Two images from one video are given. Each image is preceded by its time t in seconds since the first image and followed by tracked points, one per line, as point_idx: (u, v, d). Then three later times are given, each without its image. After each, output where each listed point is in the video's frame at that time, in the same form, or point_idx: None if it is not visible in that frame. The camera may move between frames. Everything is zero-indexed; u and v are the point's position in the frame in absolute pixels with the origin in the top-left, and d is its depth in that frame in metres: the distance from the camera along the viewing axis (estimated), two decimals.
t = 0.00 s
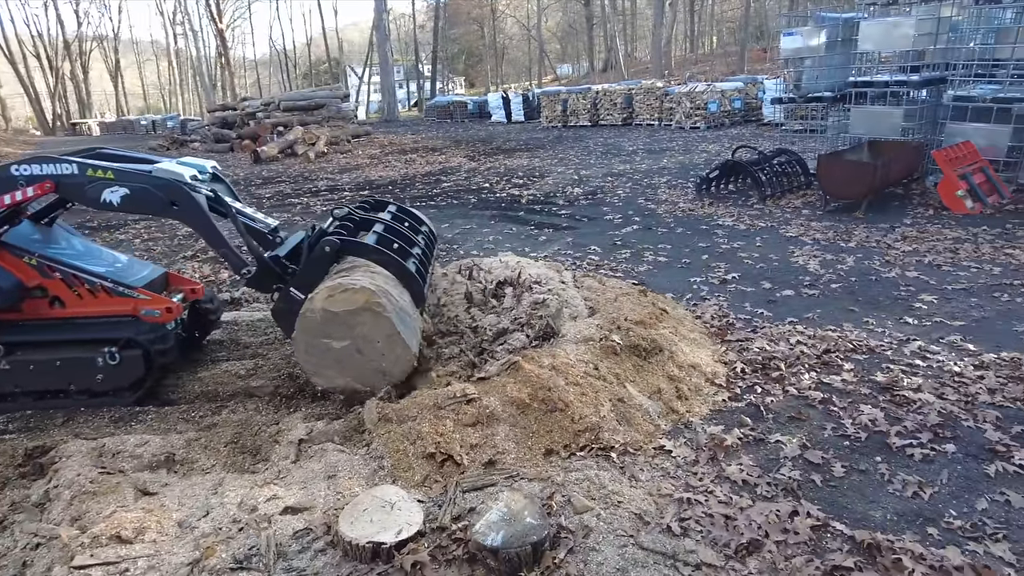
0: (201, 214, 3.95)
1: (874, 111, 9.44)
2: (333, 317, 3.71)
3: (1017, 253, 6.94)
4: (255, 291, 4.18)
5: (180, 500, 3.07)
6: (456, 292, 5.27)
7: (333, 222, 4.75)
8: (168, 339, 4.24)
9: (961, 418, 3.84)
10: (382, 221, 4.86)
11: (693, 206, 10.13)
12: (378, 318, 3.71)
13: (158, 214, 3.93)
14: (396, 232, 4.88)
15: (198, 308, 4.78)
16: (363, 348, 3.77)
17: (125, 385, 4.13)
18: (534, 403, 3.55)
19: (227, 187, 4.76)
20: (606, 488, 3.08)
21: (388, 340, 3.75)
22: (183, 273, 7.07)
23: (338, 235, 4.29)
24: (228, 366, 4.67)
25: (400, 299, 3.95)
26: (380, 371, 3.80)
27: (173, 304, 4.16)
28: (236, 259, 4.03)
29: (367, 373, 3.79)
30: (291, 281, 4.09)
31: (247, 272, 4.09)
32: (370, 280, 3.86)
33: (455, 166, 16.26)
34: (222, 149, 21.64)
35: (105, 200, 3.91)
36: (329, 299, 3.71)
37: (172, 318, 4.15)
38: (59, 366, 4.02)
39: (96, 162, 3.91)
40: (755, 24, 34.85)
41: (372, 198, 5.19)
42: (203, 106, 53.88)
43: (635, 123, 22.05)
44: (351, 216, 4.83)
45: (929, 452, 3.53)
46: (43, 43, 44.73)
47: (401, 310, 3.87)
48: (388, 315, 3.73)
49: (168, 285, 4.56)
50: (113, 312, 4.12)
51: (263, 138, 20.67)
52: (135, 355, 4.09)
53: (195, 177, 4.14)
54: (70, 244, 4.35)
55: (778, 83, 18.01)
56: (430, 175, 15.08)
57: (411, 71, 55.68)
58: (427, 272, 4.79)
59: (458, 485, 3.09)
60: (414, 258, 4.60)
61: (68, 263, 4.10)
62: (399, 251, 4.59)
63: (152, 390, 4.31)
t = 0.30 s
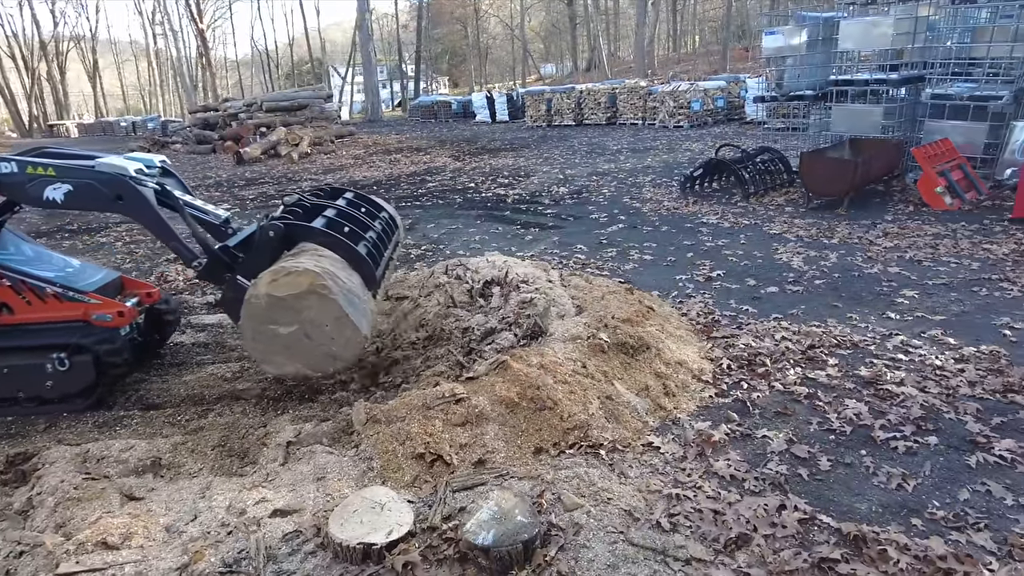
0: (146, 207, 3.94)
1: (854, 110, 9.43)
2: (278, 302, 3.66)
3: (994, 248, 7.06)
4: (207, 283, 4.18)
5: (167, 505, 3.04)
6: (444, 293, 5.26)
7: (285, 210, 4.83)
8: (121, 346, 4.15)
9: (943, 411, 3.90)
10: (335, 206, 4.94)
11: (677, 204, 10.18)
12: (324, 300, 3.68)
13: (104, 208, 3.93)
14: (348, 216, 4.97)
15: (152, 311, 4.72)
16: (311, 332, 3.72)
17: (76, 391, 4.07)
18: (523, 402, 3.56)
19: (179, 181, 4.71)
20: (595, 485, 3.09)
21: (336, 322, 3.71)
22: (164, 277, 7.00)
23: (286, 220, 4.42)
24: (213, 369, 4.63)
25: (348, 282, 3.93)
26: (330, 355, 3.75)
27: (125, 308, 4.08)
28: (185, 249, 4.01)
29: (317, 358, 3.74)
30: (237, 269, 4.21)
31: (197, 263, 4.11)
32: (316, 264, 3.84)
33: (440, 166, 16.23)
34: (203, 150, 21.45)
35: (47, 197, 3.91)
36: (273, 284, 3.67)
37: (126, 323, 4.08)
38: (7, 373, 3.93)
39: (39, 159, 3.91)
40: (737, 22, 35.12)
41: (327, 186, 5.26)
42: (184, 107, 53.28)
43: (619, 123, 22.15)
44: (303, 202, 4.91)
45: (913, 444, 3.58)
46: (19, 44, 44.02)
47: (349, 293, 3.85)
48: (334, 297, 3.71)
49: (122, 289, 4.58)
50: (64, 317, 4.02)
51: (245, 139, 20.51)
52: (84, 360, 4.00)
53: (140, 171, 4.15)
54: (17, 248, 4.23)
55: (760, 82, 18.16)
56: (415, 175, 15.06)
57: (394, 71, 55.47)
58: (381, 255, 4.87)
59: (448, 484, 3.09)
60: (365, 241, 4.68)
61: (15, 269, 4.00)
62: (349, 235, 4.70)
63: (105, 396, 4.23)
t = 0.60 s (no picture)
0: (99, 203, 4.08)
1: (843, 107, 9.46)
2: (228, 294, 3.70)
3: (981, 244, 7.14)
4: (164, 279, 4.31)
5: (162, 506, 3.02)
6: (439, 293, 5.25)
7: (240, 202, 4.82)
8: (78, 353, 4.08)
9: (934, 405, 3.94)
10: (292, 199, 4.94)
11: (668, 203, 10.22)
12: (272, 291, 3.72)
13: (56, 205, 4.05)
14: (305, 208, 4.95)
15: (112, 315, 4.65)
16: (263, 323, 3.75)
17: (28, 397, 4.02)
18: (519, 400, 3.56)
19: (135, 177, 4.77)
20: (592, 482, 3.11)
21: (286, 313, 3.76)
22: (153, 278, 6.94)
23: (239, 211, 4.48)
24: (206, 370, 4.60)
25: (299, 273, 3.97)
26: (282, 346, 3.78)
27: (81, 312, 3.98)
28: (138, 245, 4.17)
29: (269, 349, 3.78)
30: (189, 262, 4.32)
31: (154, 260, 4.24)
32: (265, 256, 3.88)
33: (430, 166, 16.20)
34: (191, 151, 21.30)
35: None
36: (222, 276, 3.71)
37: (81, 327, 3.98)
38: None
39: None
40: (725, 22, 35.31)
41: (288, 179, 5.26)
42: (170, 108, 52.84)
43: (609, 122, 22.21)
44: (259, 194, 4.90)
45: (905, 438, 3.62)
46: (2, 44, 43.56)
47: (300, 284, 3.89)
48: (284, 287, 3.74)
49: (82, 294, 4.40)
50: (17, 322, 3.90)
51: (233, 139, 20.38)
52: (38, 366, 3.95)
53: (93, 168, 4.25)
54: None
55: (749, 81, 18.25)
56: (406, 175, 15.03)
57: (383, 70, 55.29)
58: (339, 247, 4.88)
59: (445, 483, 3.08)
60: (321, 233, 4.69)
61: None
62: (305, 227, 4.69)
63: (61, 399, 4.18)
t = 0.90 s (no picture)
0: (59, 203, 4.17)
1: (839, 106, 9.52)
2: (186, 294, 3.68)
3: (979, 241, 7.19)
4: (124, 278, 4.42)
5: (171, 502, 3.03)
6: (443, 291, 5.27)
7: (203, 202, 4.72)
8: (41, 353, 4.17)
9: (934, 400, 3.98)
10: (257, 198, 4.83)
11: (666, 201, 10.25)
12: (231, 292, 3.69)
13: (18, 205, 4.15)
14: (270, 208, 4.83)
15: (80, 315, 4.69)
16: (220, 324, 3.74)
17: None
18: (525, 396, 3.59)
19: (101, 177, 5.00)
20: (599, 476, 3.13)
21: (244, 314, 3.73)
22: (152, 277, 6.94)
23: (201, 211, 4.42)
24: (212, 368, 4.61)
25: (260, 273, 3.91)
26: (240, 347, 3.77)
27: (46, 313, 4.00)
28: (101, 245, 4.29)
29: (227, 349, 3.77)
30: (150, 262, 4.40)
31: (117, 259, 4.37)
32: (225, 255, 3.83)
33: (428, 164, 16.21)
34: (187, 149, 21.25)
35: None
36: (180, 277, 3.68)
37: (45, 327, 3.99)
38: None
39: None
40: (721, 21, 35.36)
41: (255, 179, 5.17)
42: (165, 106, 52.61)
43: (606, 121, 22.24)
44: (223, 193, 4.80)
45: (907, 433, 3.65)
46: None
47: (260, 284, 3.85)
48: (242, 288, 3.71)
49: (48, 294, 4.35)
50: None
51: (230, 138, 20.35)
52: None
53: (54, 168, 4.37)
54: None
55: (746, 80, 18.28)
56: (404, 174, 15.03)
57: (379, 69, 55.22)
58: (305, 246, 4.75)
59: (453, 478, 3.10)
60: (285, 232, 4.56)
61: None
62: (268, 226, 4.56)
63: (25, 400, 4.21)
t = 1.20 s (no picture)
0: (40, 203, 4.37)
1: (845, 110, 9.68)
2: (162, 296, 3.72)
3: (986, 244, 7.22)
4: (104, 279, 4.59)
5: (194, 495, 3.08)
6: (456, 289, 5.32)
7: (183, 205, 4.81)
8: (22, 351, 4.24)
9: (944, 400, 4.02)
10: (238, 202, 4.93)
11: (673, 202, 10.29)
12: (207, 295, 3.73)
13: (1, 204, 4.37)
14: (249, 212, 4.95)
15: (62, 314, 4.86)
16: (196, 326, 3.79)
17: None
18: (539, 393, 3.64)
19: (84, 179, 5.22)
20: (614, 472, 3.18)
21: (219, 317, 3.78)
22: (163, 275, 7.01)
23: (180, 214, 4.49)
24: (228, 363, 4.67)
25: (236, 276, 3.95)
26: (216, 349, 3.82)
27: (27, 311, 4.01)
28: (80, 245, 4.47)
29: (202, 351, 3.82)
30: (128, 264, 4.46)
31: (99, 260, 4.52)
32: (202, 258, 3.87)
33: (434, 164, 16.28)
34: (193, 147, 21.34)
35: None
36: (157, 279, 3.73)
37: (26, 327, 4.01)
38: None
39: None
40: (725, 23, 35.39)
41: (236, 183, 5.27)
42: (170, 104, 52.74)
43: (611, 121, 22.28)
44: (204, 197, 4.88)
45: (917, 432, 3.69)
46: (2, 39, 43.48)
47: (235, 288, 3.89)
48: (217, 291, 3.75)
49: (31, 293, 4.49)
50: None
51: (236, 136, 20.43)
52: None
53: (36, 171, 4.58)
54: None
55: (751, 82, 18.33)
56: (410, 173, 15.10)
57: (383, 68, 55.30)
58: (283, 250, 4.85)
59: (471, 473, 3.16)
60: (263, 238, 4.67)
61: None
62: (247, 230, 4.67)
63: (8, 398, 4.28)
